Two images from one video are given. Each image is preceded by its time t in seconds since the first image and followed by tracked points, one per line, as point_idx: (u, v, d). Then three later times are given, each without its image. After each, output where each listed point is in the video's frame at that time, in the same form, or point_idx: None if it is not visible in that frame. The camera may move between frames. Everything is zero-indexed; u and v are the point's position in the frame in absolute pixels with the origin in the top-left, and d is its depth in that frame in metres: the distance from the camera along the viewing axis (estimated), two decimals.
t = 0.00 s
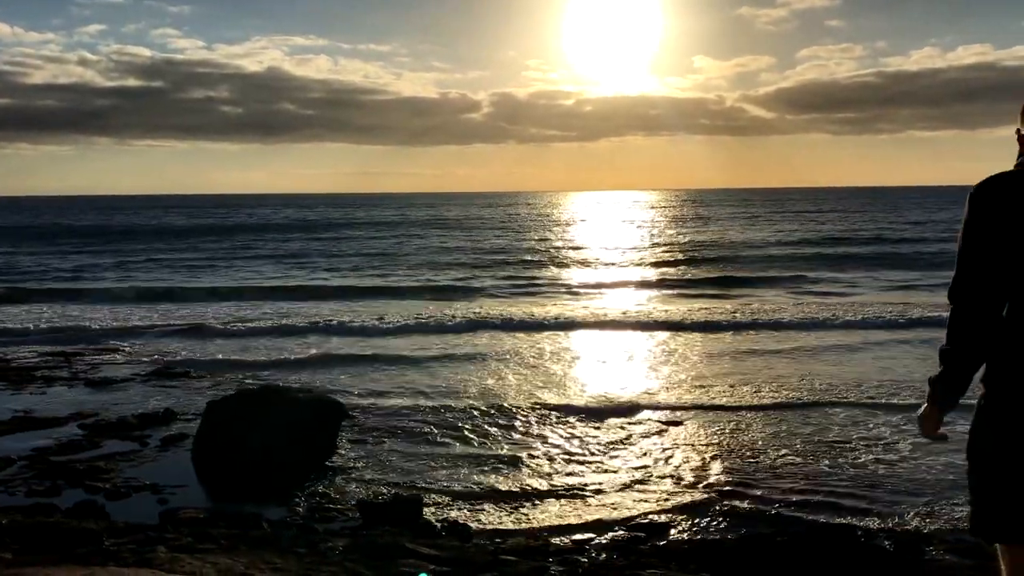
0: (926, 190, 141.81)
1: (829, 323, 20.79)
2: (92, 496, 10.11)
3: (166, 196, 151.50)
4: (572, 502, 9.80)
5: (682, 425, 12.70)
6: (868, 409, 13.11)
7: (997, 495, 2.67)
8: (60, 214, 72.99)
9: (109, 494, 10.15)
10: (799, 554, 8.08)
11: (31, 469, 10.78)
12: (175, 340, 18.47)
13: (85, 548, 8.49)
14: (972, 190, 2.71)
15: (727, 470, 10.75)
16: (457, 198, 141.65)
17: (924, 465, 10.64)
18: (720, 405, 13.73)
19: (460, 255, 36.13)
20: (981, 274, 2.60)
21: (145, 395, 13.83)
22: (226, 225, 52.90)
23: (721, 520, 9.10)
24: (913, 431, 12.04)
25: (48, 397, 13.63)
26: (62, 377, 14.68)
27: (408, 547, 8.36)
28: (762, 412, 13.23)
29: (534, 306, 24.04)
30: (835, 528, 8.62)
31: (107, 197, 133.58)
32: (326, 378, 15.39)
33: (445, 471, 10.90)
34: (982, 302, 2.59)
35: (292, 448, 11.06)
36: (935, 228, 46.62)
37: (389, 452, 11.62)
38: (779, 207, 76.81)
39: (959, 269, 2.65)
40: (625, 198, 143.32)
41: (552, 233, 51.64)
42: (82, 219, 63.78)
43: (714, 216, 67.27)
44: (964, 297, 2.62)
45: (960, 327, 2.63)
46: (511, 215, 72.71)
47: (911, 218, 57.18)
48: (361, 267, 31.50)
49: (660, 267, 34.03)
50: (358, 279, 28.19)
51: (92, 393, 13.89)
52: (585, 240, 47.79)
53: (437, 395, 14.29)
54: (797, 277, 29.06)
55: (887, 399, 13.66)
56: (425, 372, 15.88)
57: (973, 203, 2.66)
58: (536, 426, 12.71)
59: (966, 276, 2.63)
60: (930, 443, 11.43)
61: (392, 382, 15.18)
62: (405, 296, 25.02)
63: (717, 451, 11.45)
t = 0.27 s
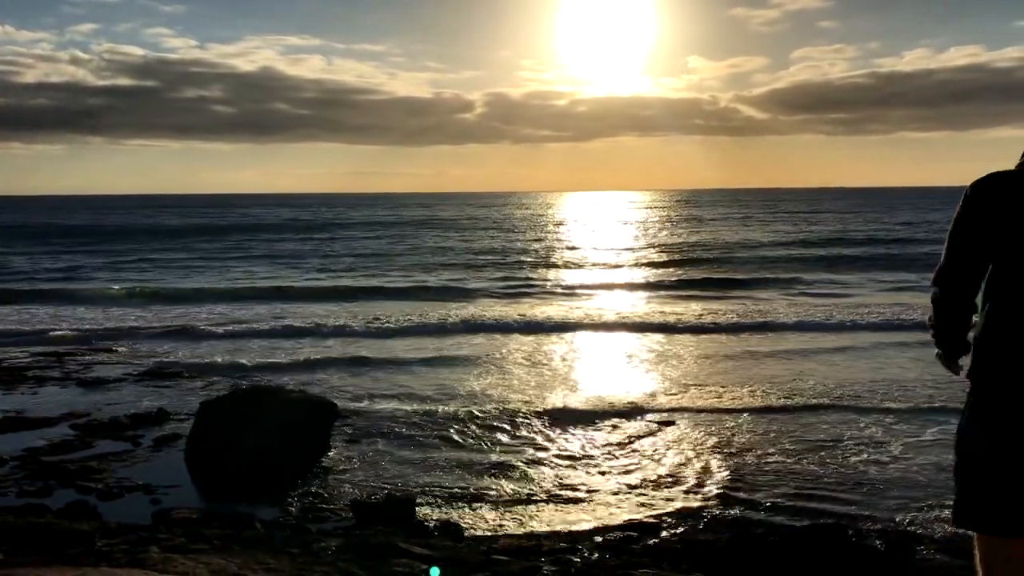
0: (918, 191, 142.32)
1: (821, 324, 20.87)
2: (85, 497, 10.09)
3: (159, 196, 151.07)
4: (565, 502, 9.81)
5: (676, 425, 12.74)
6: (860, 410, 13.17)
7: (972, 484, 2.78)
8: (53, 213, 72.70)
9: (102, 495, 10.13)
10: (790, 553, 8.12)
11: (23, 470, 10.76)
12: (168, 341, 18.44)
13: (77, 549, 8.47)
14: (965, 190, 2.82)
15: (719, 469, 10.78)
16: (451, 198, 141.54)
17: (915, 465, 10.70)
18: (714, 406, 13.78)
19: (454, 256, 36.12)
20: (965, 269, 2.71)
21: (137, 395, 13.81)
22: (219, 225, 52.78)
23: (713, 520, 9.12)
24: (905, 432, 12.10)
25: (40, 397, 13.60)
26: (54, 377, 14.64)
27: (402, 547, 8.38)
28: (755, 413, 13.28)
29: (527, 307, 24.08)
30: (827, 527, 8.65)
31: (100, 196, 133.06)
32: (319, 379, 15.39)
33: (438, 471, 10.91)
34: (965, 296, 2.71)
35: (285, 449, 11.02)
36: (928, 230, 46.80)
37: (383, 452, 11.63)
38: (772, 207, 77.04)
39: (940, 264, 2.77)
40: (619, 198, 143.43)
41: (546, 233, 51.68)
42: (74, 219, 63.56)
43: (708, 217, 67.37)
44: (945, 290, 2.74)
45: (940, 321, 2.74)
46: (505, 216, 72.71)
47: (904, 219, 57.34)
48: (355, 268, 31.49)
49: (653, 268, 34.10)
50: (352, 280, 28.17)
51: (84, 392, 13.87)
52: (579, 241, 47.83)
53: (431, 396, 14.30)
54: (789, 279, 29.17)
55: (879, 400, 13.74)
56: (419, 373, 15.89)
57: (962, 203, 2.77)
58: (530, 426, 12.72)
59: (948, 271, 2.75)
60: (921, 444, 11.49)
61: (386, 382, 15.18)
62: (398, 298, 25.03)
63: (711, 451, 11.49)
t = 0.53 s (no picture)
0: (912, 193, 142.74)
1: (815, 327, 20.82)
2: (73, 497, 10.04)
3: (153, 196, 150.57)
4: (557, 502, 9.79)
5: (668, 427, 12.73)
6: (852, 411, 13.18)
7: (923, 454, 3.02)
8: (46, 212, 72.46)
9: (91, 496, 10.08)
10: (781, 554, 8.11)
11: (11, 471, 10.70)
12: (158, 341, 18.38)
13: (66, 550, 8.42)
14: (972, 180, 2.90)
15: (711, 471, 10.77)
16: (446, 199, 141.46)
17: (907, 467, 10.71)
18: (706, 407, 13.78)
19: (448, 257, 36.09)
20: (952, 256, 2.85)
21: (128, 395, 13.75)
22: (213, 225, 52.68)
23: (705, 521, 9.11)
24: (897, 433, 12.11)
25: (29, 397, 13.54)
26: (43, 377, 14.58)
27: (392, 548, 8.35)
28: (748, 414, 13.28)
29: (521, 309, 24.03)
30: (818, 528, 8.64)
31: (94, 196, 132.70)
32: (311, 380, 15.36)
33: (430, 472, 10.88)
34: (946, 280, 2.86)
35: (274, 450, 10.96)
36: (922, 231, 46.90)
37: (375, 452, 11.60)
38: (769, 208, 76.95)
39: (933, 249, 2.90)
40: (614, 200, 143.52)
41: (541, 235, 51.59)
42: (67, 217, 63.40)
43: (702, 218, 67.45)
44: (933, 273, 2.88)
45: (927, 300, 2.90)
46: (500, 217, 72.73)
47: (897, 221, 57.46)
48: (348, 269, 31.45)
49: (648, 270, 34.04)
50: (345, 281, 28.13)
51: (74, 393, 13.81)
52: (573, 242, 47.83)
53: (423, 398, 14.28)
54: (785, 281, 29.11)
55: (873, 403, 13.73)
56: (411, 375, 15.87)
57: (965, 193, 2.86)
58: (523, 427, 12.70)
59: (939, 254, 2.88)
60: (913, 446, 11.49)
61: (378, 384, 15.16)
62: (391, 299, 25.00)
63: (703, 453, 11.48)
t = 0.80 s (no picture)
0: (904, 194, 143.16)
1: (808, 329, 20.82)
2: (64, 497, 10.01)
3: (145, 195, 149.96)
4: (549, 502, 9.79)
5: (660, 428, 12.74)
6: (843, 413, 13.22)
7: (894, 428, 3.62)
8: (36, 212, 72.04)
9: (81, 496, 10.05)
10: (771, 554, 8.12)
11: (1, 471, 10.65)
12: (148, 343, 18.31)
13: (56, 550, 8.39)
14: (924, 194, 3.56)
15: (703, 471, 10.78)
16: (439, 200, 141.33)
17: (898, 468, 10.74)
18: (698, 409, 13.79)
19: (440, 258, 36.03)
20: (907, 257, 3.51)
21: (118, 395, 13.70)
22: (204, 225, 52.52)
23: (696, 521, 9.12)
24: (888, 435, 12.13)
25: (19, 397, 13.48)
26: (33, 377, 14.52)
27: (384, 548, 8.34)
28: (739, 416, 13.30)
29: (513, 311, 23.99)
30: (809, 527, 8.65)
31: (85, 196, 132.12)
32: (302, 382, 15.32)
33: (422, 472, 10.88)
34: (903, 277, 3.51)
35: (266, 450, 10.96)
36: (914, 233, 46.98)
37: (366, 452, 11.58)
38: (762, 210, 76.93)
39: (890, 252, 3.56)
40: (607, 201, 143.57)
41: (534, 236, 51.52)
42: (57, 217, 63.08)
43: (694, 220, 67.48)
44: (891, 272, 3.54)
45: (887, 295, 3.55)
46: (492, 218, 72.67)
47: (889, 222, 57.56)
48: (340, 270, 31.38)
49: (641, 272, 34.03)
50: (336, 282, 28.06)
51: (64, 393, 13.75)
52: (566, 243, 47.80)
53: (415, 399, 14.26)
54: (778, 283, 29.09)
55: (865, 405, 13.75)
56: (402, 377, 15.84)
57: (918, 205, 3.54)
58: (515, 428, 12.70)
59: (897, 256, 3.53)
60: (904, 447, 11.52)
61: (370, 386, 15.13)
62: (383, 301, 24.95)
63: (694, 453, 11.49)
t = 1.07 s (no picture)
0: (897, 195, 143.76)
1: (801, 331, 20.85)
2: (54, 498, 9.97)
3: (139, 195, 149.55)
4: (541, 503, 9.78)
5: (650, 428, 12.80)
6: (834, 414, 13.29)
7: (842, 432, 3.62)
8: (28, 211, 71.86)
9: (71, 496, 10.02)
10: (763, 553, 8.15)
11: None
12: (141, 344, 18.31)
13: (47, 551, 8.37)
14: (857, 205, 3.54)
15: (694, 471, 10.82)
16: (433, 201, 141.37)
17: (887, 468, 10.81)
18: (689, 410, 13.85)
19: (434, 259, 36.09)
20: (842, 268, 3.47)
21: (109, 395, 13.68)
22: (197, 225, 52.48)
23: (687, 521, 9.14)
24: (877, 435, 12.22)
25: (9, 397, 13.45)
26: (24, 377, 14.49)
27: (375, 548, 8.34)
28: (731, 416, 13.37)
29: (506, 313, 24.07)
30: (800, 526, 8.68)
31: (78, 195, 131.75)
32: (295, 383, 15.36)
33: (414, 472, 10.89)
34: (840, 288, 3.47)
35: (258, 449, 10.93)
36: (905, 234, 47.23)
37: (358, 452, 11.60)
38: (757, 210, 76.96)
39: (826, 264, 3.51)
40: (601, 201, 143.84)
41: (529, 236, 51.52)
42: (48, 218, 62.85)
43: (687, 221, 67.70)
44: (828, 286, 3.50)
45: (826, 310, 3.51)
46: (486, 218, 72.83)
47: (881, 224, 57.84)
48: (333, 270, 31.41)
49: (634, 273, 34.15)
50: (330, 283, 28.10)
51: (55, 393, 13.73)
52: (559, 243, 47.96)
53: (408, 400, 14.30)
54: (771, 285, 29.13)
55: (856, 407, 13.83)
56: (395, 378, 15.89)
57: (849, 216, 3.50)
58: (506, 428, 12.73)
59: (832, 268, 3.49)
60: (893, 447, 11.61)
61: (362, 387, 15.17)
62: (376, 302, 24.98)
63: (686, 454, 11.53)
